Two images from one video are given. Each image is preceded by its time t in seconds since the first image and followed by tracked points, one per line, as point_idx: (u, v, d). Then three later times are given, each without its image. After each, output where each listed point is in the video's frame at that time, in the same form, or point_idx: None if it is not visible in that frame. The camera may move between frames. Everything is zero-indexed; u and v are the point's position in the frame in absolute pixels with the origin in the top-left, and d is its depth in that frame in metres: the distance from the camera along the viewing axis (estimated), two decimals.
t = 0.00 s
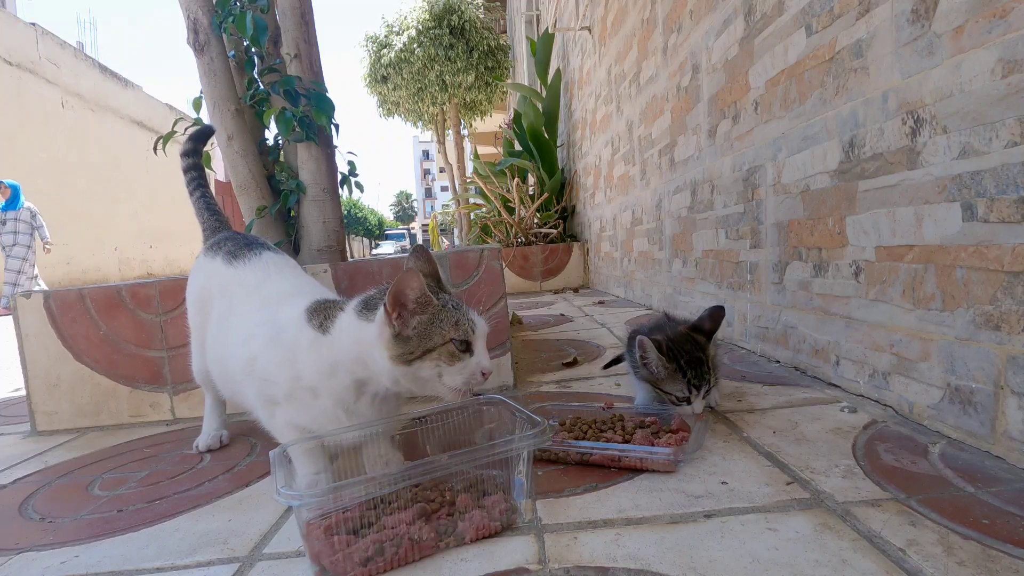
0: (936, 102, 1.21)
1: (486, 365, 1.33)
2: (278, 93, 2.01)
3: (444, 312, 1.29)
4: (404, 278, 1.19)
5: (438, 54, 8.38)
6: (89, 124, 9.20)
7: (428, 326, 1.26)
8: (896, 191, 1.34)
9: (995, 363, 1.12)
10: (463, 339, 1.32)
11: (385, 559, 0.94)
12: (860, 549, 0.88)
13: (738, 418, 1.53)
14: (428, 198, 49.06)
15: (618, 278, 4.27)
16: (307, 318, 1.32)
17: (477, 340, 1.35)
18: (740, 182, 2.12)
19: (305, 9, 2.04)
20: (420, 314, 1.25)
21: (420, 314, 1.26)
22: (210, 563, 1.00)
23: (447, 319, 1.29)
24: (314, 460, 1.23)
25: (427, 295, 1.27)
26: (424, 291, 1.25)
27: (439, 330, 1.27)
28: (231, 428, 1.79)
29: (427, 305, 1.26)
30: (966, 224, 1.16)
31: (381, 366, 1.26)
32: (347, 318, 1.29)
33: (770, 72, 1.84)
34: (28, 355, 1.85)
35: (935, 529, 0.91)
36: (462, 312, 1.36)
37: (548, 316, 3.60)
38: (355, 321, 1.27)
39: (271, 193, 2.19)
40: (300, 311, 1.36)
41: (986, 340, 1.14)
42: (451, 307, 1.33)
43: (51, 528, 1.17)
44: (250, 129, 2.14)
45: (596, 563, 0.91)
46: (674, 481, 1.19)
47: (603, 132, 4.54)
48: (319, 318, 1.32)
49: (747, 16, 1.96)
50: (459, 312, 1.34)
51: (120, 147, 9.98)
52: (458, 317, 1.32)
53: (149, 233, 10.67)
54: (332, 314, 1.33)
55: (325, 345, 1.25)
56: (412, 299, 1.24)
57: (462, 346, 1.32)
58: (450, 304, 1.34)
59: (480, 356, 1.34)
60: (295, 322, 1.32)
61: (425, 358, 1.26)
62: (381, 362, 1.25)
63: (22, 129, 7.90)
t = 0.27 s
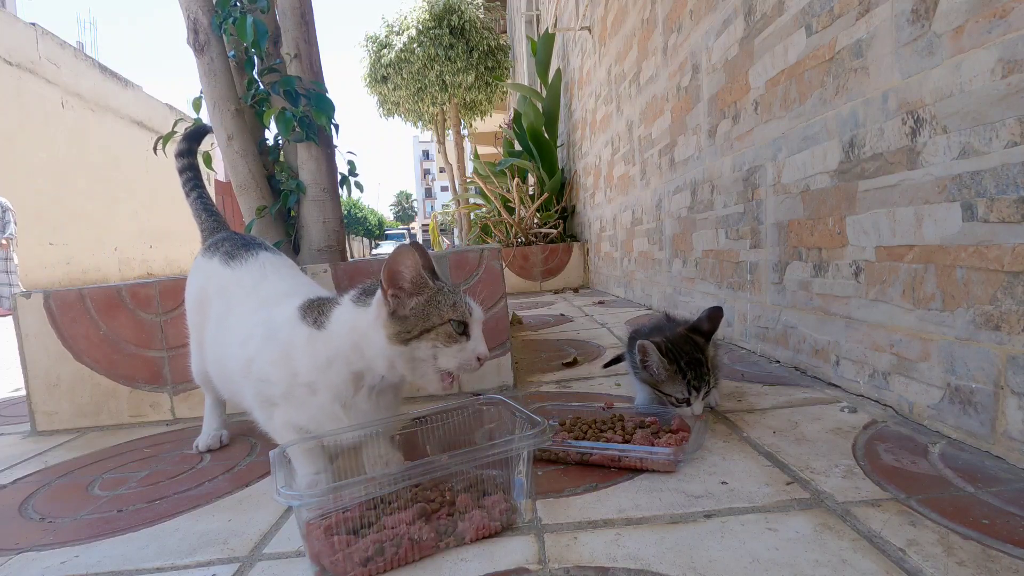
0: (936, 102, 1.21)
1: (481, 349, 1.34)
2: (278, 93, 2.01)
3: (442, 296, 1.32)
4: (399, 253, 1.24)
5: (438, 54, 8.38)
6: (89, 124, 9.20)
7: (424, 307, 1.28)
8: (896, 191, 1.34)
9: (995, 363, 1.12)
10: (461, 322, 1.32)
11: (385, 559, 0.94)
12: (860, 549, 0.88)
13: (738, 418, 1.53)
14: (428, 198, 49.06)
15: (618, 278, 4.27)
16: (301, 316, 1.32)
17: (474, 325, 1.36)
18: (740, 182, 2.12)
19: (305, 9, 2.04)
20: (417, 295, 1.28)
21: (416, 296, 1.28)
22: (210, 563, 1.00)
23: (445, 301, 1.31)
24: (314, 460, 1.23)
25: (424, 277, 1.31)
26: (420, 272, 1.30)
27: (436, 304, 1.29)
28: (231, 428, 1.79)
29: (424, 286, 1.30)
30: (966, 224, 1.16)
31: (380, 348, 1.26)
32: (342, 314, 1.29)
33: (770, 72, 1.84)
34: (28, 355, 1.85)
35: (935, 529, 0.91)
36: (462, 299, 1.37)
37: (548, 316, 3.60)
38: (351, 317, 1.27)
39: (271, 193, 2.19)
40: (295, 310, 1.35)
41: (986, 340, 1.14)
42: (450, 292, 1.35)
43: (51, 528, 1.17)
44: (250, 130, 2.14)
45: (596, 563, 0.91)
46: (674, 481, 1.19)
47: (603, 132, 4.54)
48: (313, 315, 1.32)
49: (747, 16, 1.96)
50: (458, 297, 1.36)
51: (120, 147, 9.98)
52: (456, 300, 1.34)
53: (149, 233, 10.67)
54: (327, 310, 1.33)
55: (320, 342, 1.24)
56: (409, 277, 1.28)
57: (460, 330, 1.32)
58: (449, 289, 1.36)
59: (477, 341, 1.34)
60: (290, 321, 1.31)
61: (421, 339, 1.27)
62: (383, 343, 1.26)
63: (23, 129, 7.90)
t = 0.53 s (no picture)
0: (936, 102, 1.21)
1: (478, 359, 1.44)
2: (278, 93, 2.01)
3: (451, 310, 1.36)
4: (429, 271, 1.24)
5: (438, 54, 8.38)
6: (89, 124, 9.20)
7: (440, 322, 1.31)
8: (896, 191, 1.34)
9: (995, 363, 1.12)
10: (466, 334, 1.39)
11: (385, 559, 0.94)
12: (859, 549, 0.89)
13: (738, 418, 1.53)
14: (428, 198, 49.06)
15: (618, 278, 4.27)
16: (298, 318, 1.31)
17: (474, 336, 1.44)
18: (740, 183, 2.12)
19: (305, 9, 2.04)
20: (434, 311, 1.30)
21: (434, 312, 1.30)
22: (210, 563, 1.00)
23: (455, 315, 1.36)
24: (314, 460, 1.23)
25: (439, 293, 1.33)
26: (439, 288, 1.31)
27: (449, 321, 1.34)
28: (231, 428, 1.79)
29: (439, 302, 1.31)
30: (966, 224, 1.16)
31: (383, 360, 1.27)
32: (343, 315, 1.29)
33: (770, 72, 1.84)
34: (28, 355, 1.85)
35: (935, 529, 0.91)
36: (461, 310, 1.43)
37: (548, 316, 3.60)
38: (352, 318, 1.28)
39: (271, 193, 2.19)
40: (292, 311, 1.35)
41: (986, 340, 1.14)
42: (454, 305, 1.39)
43: (51, 528, 1.17)
44: (250, 130, 2.14)
45: (596, 563, 0.91)
46: (674, 481, 1.19)
47: (603, 132, 4.54)
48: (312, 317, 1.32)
49: (747, 16, 1.96)
50: (460, 309, 1.41)
51: (120, 147, 9.98)
52: (461, 313, 1.39)
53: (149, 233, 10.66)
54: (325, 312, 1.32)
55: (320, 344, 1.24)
56: (429, 295, 1.28)
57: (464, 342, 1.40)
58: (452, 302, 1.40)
59: (474, 351, 1.43)
60: (287, 322, 1.32)
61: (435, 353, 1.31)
62: (379, 356, 1.28)
63: (23, 128, 7.89)
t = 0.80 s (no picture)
0: (936, 102, 1.21)
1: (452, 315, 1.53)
2: (278, 93, 2.01)
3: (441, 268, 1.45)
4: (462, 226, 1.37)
5: (438, 54, 8.38)
6: (89, 124, 9.20)
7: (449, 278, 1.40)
8: (896, 191, 1.34)
9: (995, 363, 1.12)
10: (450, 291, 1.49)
11: (385, 559, 0.94)
12: (859, 549, 0.89)
13: (738, 418, 1.53)
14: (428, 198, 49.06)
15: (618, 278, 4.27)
16: (297, 306, 1.25)
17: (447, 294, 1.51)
18: (740, 182, 2.12)
19: (305, 9, 2.04)
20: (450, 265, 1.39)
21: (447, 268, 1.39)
22: (210, 563, 1.00)
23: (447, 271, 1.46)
24: (314, 460, 1.23)
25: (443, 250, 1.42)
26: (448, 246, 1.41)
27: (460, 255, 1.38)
28: (231, 428, 1.79)
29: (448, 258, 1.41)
30: (966, 224, 1.16)
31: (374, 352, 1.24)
32: (340, 299, 1.23)
33: (770, 72, 1.84)
34: (28, 355, 1.85)
35: (935, 529, 0.91)
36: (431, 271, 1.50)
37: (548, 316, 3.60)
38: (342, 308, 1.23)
39: (271, 193, 2.19)
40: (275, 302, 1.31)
41: (986, 340, 1.14)
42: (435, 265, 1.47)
43: (51, 528, 1.17)
44: (250, 130, 2.14)
45: (596, 563, 0.91)
46: (674, 481, 1.18)
47: (603, 132, 4.54)
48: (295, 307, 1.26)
49: (747, 16, 1.96)
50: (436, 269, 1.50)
51: (120, 147, 9.98)
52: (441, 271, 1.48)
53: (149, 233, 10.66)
54: (324, 295, 1.26)
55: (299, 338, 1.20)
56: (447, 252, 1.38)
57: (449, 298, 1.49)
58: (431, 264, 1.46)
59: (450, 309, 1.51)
60: (270, 315, 1.28)
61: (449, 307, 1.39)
62: (418, 318, 1.28)
63: (23, 128, 7.89)
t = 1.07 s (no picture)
0: (936, 102, 1.21)
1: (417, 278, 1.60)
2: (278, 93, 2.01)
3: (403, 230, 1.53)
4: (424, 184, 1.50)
5: (438, 54, 8.38)
6: (89, 124, 9.20)
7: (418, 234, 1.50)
8: (896, 191, 1.34)
9: (995, 363, 1.12)
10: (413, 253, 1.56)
11: (385, 559, 0.94)
12: (859, 549, 0.89)
13: (738, 418, 1.53)
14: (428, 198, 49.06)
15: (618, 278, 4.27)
16: (318, 276, 1.24)
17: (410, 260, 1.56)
18: (740, 182, 2.12)
19: (305, 9, 2.06)
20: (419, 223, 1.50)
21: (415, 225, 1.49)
22: (210, 563, 1.00)
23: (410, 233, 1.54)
24: (314, 460, 1.23)
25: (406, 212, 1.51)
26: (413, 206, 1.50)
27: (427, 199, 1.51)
28: (231, 428, 1.79)
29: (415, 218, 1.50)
30: (966, 224, 1.16)
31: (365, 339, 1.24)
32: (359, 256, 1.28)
33: (770, 72, 1.84)
34: (28, 355, 1.85)
35: (935, 529, 0.91)
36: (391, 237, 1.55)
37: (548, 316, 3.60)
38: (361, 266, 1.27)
39: (271, 193, 2.19)
40: (261, 293, 1.28)
41: (986, 340, 1.14)
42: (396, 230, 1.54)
43: (51, 528, 1.17)
44: (250, 130, 2.14)
45: (596, 563, 0.91)
46: (674, 481, 1.18)
47: (603, 132, 4.54)
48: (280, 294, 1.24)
49: (747, 16, 1.96)
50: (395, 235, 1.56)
51: (119, 147, 9.98)
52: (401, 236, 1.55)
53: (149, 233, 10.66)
54: (339, 259, 1.28)
55: (290, 331, 1.18)
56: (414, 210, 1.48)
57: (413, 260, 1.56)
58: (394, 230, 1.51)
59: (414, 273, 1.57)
60: (264, 305, 1.24)
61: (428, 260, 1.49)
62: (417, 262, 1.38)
63: (23, 128, 7.89)
